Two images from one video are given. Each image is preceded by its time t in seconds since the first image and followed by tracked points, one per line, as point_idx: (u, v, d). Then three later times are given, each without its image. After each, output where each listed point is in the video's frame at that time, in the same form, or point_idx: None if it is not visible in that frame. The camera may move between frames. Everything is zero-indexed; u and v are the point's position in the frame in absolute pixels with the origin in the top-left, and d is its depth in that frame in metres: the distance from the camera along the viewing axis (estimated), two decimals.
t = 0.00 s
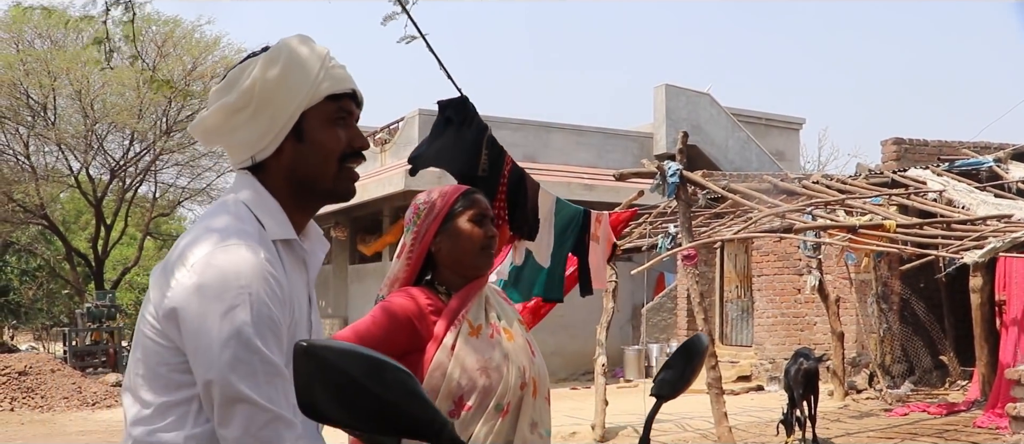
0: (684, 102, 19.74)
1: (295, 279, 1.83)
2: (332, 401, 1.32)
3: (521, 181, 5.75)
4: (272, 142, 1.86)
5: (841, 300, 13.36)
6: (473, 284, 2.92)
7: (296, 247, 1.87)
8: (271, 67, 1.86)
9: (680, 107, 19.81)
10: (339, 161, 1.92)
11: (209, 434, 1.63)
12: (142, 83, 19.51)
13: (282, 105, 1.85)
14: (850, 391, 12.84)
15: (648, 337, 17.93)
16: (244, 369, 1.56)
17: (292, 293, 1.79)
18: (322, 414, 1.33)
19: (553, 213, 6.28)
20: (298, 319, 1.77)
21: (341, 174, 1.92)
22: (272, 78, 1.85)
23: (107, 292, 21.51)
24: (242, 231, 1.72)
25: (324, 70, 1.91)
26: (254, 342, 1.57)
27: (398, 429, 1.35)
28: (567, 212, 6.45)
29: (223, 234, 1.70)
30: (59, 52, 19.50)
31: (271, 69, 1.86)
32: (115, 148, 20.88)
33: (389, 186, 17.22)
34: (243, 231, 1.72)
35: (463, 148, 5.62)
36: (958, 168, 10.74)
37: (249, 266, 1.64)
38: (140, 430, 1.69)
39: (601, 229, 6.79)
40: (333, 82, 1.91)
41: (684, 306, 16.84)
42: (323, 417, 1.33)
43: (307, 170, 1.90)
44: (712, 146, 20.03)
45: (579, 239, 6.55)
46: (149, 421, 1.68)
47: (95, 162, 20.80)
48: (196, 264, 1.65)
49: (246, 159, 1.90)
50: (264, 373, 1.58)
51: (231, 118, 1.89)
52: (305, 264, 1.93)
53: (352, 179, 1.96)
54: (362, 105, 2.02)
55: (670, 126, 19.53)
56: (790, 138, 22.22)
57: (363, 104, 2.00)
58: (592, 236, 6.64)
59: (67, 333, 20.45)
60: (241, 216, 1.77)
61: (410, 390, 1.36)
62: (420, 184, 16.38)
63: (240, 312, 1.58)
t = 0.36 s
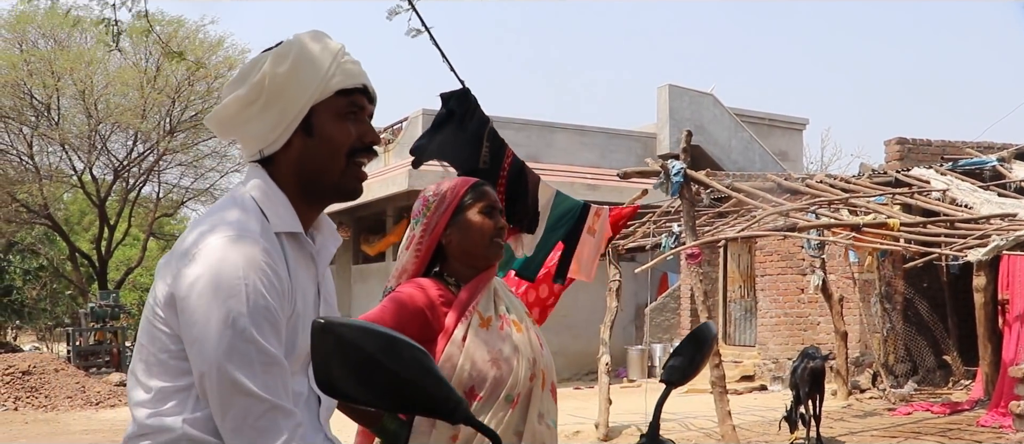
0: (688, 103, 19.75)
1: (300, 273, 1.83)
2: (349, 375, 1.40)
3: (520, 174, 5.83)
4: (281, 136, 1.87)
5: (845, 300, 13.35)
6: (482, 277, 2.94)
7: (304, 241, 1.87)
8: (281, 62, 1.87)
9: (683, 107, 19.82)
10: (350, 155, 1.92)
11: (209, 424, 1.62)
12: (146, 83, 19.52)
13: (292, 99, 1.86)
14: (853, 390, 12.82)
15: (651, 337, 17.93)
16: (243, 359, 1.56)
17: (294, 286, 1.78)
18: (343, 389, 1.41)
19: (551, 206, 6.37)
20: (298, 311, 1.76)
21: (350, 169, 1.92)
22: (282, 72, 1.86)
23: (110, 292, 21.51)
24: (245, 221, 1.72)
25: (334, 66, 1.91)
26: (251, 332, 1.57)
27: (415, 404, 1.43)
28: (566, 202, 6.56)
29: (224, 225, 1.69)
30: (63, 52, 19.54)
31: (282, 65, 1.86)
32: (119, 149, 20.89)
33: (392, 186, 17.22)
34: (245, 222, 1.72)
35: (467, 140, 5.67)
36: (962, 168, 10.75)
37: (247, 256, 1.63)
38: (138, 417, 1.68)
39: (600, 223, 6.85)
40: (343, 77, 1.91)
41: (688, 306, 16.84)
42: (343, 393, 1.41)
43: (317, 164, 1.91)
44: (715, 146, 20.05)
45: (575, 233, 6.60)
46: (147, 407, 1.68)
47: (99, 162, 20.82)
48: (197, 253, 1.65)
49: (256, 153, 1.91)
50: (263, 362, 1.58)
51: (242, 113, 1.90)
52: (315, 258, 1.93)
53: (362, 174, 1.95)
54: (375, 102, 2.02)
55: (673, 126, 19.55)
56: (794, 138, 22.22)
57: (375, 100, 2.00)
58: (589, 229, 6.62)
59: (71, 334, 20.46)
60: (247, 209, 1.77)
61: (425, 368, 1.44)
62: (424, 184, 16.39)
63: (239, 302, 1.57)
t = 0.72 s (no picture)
0: (690, 102, 19.76)
1: (295, 267, 1.83)
2: (350, 359, 1.46)
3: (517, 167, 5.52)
4: (273, 130, 1.88)
5: (846, 299, 13.35)
6: (479, 272, 2.95)
7: (298, 235, 1.87)
8: (272, 56, 1.88)
9: (685, 107, 19.83)
10: (342, 149, 1.92)
11: (204, 417, 1.63)
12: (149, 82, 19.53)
13: (282, 94, 1.86)
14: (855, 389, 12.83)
15: (653, 337, 17.94)
16: (236, 348, 1.57)
17: (289, 279, 1.79)
18: (347, 376, 1.47)
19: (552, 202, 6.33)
20: (290, 304, 1.77)
21: (343, 162, 1.92)
22: (273, 67, 1.87)
23: (112, 291, 21.53)
24: (237, 216, 1.73)
25: (326, 60, 1.92)
26: (243, 322, 1.58)
27: (419, 392, 1.47)
28: (564, 196, 6.44)
29: (216, 218, 1.70)
30: (65, 50, 19.56)
31: (272, 60, 1.87)
32: (121, 148, 20.92)
33: (394, 185, 17.23)
34: (236, 215, 1.74)
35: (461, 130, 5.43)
36: (963, 167, 10.75)
37: (237, 247, 1.64)
38: (132, 411, 1.68)
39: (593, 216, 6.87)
40: (334, 71, 1.92)
41: (689, 305, 16.85)
42: (347, 379, 1.46)
43: (309, 158, 1.91)
44: (717, 146, 20.05)
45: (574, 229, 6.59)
46: (142, 401, 1.67)
47: (101, 161, 20.86)
48: (188, 246, 1.66)
49: (250, 148, 1.93)
50: (254, 352, 1.58)
51: (235, 108, 1.91)
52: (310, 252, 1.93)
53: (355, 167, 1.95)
54: (368, 97, 2.02)
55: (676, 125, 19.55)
56: (796, 138, 22.25)
57: (368, 95, 2.00)
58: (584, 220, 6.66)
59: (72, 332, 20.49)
60: (241, 204, 1.78)
61: (427, 355, 1.47)
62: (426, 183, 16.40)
63: (230, 293, 1.58)
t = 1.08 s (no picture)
0: (690, 102, 19.76)
1: (294, 265, 1.82)
2: (350, 355, 1.45)
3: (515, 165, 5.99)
4: (271, 131, 1.87)
5: (847, 299, 13.30)
6: (478, 272, 2.93)
7: (296, 234, 1.86)
8: (268, 55, 1.87)
9: (685, 106, 19.83)
10: (340, 149, 1.91)
11: (202, 413, 1.62)
12: (148, 81, 19.51)
13: (277, 94, 1.86)
14: (854, 389, 12.81)
15: (653, 336, 17.93)
16: (234, 344, 1.56)
17: (289, 278, 1.78)
18: (347, 372, 1.46)
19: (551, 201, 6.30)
20: (289, 302, 1.76)
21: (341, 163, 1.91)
22: (268, 65, 1.87)
23: (111, 291, 21.50)
24: (235, 214, 1.72)
25: (322, 59, 1.91)
26: (243, 318, 1.57)
27: (421, 387, 1.46)
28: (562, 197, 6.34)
29: (215, 215, 1.70)
30: (65, 50, 19.54)
31: (267, 59, 1.87)
32: (120, 147, 20.89)
33: (393, 185, 17.20)
34: (236, 212, 1.73)
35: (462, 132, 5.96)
36: (963, 167, 10.75)
37: (237, 244, 1.64)
38: (128, 408, 1.67)
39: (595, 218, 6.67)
40: (331, 70, 1.91)
41: (689, 305, 16.84)
42: (346, 375, 1.46)
43: (309, 157, 1.90)
44: (716, 146, 20.06)
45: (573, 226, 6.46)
46: (140, 399, 1.66)
47: (100, 161, 20.84)
48: (188, 243, 1.65)
49: (248, 148, 1.92)
50: (251, 350, 1.58)
51: (233, 106, 1.91)
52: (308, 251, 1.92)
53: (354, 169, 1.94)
54: (365, 95, 2.01)
55: (675, 125, 19.55)
56: (795, 137, 22.25)
57: (365, 94, 1.99)
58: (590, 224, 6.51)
59: (71, 331, 20.48)
60: (240, 203, 1.77)
61: (430, 353, 1.47)
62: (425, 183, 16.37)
63: (228, 289, 1.58)
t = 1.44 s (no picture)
0: (690, 101, 19.76)
1: (291, 261, 1.80)
2: (355, 351, 1.44)
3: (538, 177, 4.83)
4: (272, 124, 1.86)
5: (847, 299, 13.27)
6: (481, 270, 2.92)
7: (296, 229, 1.84)
8: (268, 50, 1.86)
9: (685, 106, 19.82)
10: (339, 143, 1.90)
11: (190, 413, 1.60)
12: (148, 81, 19.49)
13: (279, 89, 1.84)
14: (855, 389, 12.79)
15: (653, 336, 17.92)
16: (226, 345, 1.53)
17: (284, 274, 1.75)
18: (351, 367, 1.45)
19: (562, 204, 6.40)
20: (283, 302, 1.72)
21: (341, 158, 1.90)
22: (269, 60, 1.85)
23: (111, 290, 21.49)
24: (228, 211, 1.69)
25: (323, 54, 1.89)
26: (235, 318, 1.54)
27: (427, 384, 1.44)
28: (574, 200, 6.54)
29: (207, 212, 1.67)
30: (64, 49, 19.53)
31: (269, 54, 1.85)
32: (119, 147, 20.88)
33: (393, 184, 17.18)
34: (229, 209, 1.70)
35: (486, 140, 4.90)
36: (964, 166, 10.75)
37: (226, 243, 1.60)
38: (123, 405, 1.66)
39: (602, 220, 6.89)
40: (332, 66, 1.89)
41: (689, 305, 16.84)
42: (352, 370, 1.45)
43: (310, 152, 1.88)
44: (716, 146, 20.06)
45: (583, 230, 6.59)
46: (136, 397, 1.64)
47: (100, 161, 20.84)
48: (178, 242, 1.62)
49: (248, 143, 1.90)
50: (237, 351, 1.55)
51: (230, 100, 1.89)
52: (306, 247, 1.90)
53: (355, 164, 1.93)
54: (367, 92, 2.00)
55: (675, 125, 19.53)
56: (795, 137, 22.25)
57: (366, 90, 1.98)
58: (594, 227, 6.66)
59: (71, 330, 20.47)
60: (235, 199, 1.75)
61: (436, 350, 1.45)
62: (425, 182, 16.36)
63: (215, 289, 1.55)
